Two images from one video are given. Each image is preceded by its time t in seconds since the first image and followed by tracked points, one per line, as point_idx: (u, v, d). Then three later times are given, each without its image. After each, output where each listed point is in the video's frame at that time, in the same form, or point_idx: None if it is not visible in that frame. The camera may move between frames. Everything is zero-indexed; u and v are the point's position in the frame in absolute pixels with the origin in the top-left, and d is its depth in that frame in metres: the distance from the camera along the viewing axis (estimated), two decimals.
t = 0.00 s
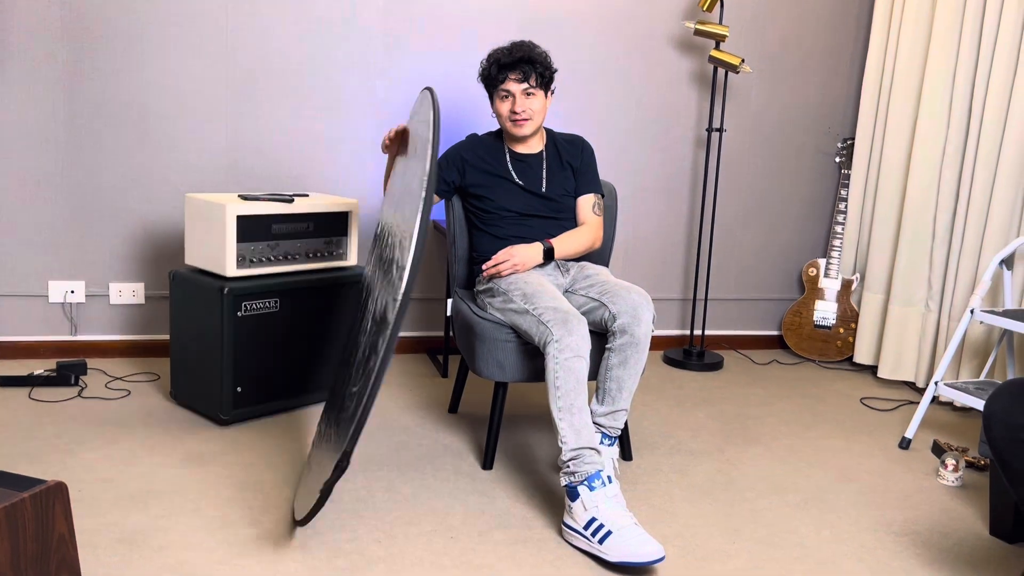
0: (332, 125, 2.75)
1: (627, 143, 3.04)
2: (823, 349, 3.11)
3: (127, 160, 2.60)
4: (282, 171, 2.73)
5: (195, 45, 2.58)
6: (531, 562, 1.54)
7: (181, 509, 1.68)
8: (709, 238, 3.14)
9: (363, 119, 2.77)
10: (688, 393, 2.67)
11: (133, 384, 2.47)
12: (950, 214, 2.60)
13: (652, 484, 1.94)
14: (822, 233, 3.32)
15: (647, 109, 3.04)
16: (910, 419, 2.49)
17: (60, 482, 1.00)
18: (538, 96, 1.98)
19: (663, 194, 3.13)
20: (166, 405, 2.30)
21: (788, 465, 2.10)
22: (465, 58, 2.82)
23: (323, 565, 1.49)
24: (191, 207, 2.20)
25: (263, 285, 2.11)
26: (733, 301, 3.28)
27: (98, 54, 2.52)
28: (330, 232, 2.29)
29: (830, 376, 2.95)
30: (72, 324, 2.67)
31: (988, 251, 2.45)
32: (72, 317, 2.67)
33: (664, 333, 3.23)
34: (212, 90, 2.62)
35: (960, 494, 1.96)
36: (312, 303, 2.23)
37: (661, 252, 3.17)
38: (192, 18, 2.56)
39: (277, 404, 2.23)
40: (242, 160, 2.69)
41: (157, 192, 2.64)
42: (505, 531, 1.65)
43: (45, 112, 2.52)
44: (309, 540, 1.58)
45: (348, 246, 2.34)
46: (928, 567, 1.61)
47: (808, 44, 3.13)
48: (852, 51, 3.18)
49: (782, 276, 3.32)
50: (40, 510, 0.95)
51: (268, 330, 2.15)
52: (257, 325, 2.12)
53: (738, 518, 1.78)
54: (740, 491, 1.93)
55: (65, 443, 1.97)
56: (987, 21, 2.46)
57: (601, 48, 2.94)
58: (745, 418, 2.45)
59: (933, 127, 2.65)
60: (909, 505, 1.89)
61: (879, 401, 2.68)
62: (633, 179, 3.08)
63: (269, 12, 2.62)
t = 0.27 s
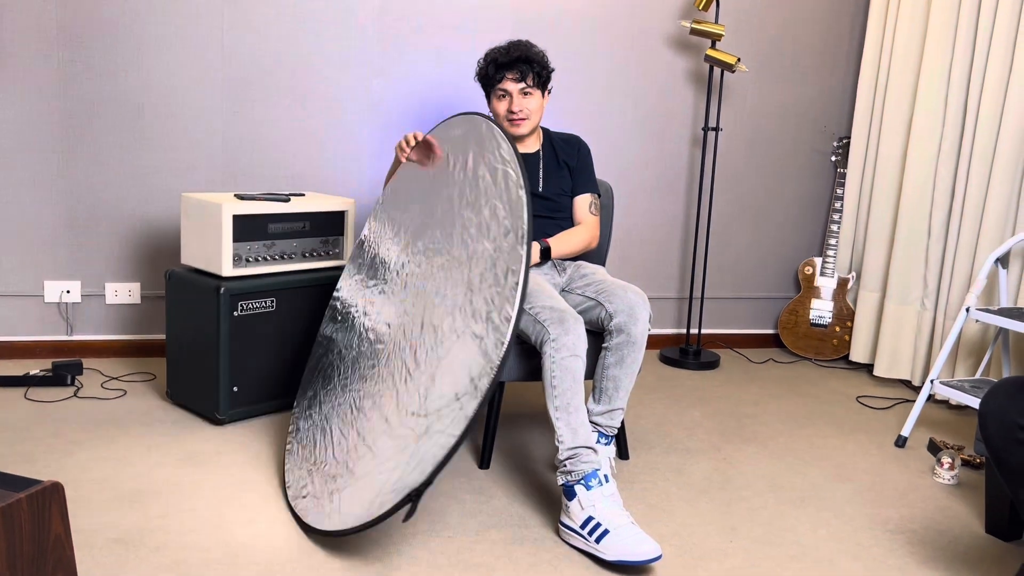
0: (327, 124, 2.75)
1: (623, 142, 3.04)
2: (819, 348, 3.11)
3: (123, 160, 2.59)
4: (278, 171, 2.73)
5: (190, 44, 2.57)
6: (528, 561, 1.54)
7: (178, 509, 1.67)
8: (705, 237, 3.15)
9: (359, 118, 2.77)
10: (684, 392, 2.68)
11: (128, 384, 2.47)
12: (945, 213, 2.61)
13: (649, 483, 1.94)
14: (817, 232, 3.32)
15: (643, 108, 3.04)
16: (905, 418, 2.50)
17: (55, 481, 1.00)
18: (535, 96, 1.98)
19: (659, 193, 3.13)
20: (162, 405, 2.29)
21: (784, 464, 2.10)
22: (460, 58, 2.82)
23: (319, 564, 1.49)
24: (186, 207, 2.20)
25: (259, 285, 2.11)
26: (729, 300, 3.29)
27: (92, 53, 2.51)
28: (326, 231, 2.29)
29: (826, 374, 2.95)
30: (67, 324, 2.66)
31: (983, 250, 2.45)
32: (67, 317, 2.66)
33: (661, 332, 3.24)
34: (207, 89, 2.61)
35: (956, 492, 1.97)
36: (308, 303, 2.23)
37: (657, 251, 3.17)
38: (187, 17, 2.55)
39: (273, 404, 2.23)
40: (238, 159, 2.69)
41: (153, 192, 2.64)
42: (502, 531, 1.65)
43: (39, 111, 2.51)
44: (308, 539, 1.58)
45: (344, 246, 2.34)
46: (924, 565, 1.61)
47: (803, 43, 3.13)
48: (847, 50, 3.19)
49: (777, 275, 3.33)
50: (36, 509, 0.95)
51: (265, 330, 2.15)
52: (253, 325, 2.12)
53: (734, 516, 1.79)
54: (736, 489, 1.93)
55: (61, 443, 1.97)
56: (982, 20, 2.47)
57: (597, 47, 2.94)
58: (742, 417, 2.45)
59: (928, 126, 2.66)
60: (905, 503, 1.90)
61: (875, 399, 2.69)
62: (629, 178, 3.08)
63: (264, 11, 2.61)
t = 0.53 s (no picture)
0: (324, 125, 2.74)
1: (619, 143, 3.05)
2: (816, 347, 3.12)
3: (119, 162, 2.59)
4: (275, 171, 2.73)
5: (186, 44, 2.57)
6: (525, 562, 1.54)
7: (174, 510, 1.67)
8: (702, 237, 3.15)
9: (356, 119, 2.77)
10: (681, 392, 2.68)
11: (125, 385, 2.46)
12: (941, 212, 2.61)
13: (646, 483, 1.94)
14: (814, 232, 3.33)
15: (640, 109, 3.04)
16: (902, 417, 2.50)
17: (51, 483, 1.00)
18: (531, 98, 1.98)
19: (656, 193, 3.13)
20: (158, 406, 2.29)
21: (781, 463, 2.11)
22: (456, 58, 2.82)
23: (316, 566, 1.49)
24: (183, 208, 2.20)
25: (256, 286, 2.11)
26: (725, 300, 3.29)
27: (89, 54, 2.51)
28: (322, 232, 2.29)
29: (822, 374, 2.96)
30: (63, 325, 2.66)
31: (979, 250, 2.46)
32: (63, 319, 2.65)
33: (658, 332, 3.24)
34: (204, 90, 2.61)
35: (953, 491, 1.98)
36: (305, 304, 2.23)
37: (654, 251, 3.17)
38: (184, 18, 2.55)
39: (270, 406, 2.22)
40: (234, 160, 2.68)
41: (149, 193, 2.63)
42: (500, 532, 1.65)
43: (35, 112, 2.51)
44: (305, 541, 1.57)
45: (341, 246, 2.34)
46: (921, 564, 1.62)
47: (799, 43, 3.14)
48: (843, 50, 3.19)
49: (774, 275, 3.33)
50: (31, 511, 0.95)
51: (261, 331, 2.15)
52: (249, 326, 2.12)
53: (731, 515, 1.79)
54: (733, 489, 1.93)
55: (57, 445, 1.96)
56: (978, 20, 2.47)
57: (593, 48, 2.94)
58: (739, 417, 2.46)
59: (924, 126, 2.66)
60: (902, 503, 1.90)
61: (872, 399, 2.69)
62: (626, 178, 3.09)
63: (260, 12, 2.61)
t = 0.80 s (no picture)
0: (321, 126, 2.74)
1: (617, 143, 3.05)
2: (812, 347, 3.12)
3: (116, 163, 2.59)
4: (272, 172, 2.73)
5: (183, 45, 2.57)
6: (522, 563, 1.54)
7: (171, 511, 1.67)
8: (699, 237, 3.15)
9: (352, 119, 2.77)
10: (678, 392, 2.68)
11: (121, 386, 2.46)
12: (937, 212, 2.62)
13: (643, 483, 1.94)
14: (810, 232, 3.33)
15: (636, 109, 3.04)
16: (899, 417, 2.51)
17: (47, 484, 0.99)
18: (526, 100, 1.98)
19: (653, 193, 3.13)
20: (155, 407, 2.29)
21: (778, 463, 2.11)
22: (453, 58, 2.82)
23: (313, 567, 1.49)
24: (179, 208, 2.19)
25: (252, 287, 2.11)
26: (722, 300, 3.30)
27: (85, 55, 2.50)
28: (319, 232, 2.29)
29: (819, 373, 2.96)
30: (60, 326, 2.66)
31: (975, 250, 2.46)
32: (60, 320, 2.65)
33: (655, 332, 3.25)
34: (201, 90, 2.61)
35: (949, 490, 1.98)
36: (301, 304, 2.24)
37: (650, 251, 3.18)
38: (180, 18, 2.55)
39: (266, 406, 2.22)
40: (231, 161, 2.68)
41: (146, 193, 2.63)
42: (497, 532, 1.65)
43: (32, 113, 2.50)
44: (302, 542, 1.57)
45: (337, 246, 2.34)
46: (917, 563, 1.62)
47: (796, 44, 3.14)
48: (840, 51, 3.20)
49: (771, 275, 3.33)
50: (27, 512, 0.95)
51: (258, 332, 2.15)
52: (246, 327, 2.12)
53: (728, 515, 1.79)
54: (730, 488, 1.93)
55: (53, 446, 1.96)
56: (974, 21, 2.48)
57: (591, 49, 2.95)
58: (735, 416, 2.46)
59: (920, 126, 2.67)
60: (898, 502, 1.90)
61: (869, 398, 2.70)
62: (623, 178, 3.09)
63: (257, 12, 2.61)
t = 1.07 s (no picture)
0: (318, 127, 2.74)
1: (614, 144, 3.05)
2: (810, 347, 3.13)
3: (113, 165, 2.58)
4: (269, 173, 2.72)
5: (180, 46, 2.57)
6: (521, 564, 1.54)
7: (169, 514, 1.66)
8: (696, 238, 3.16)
9: (350, 120, 2.77)
10: (676, 393, 2.68)
11: (119, 388, 2.45)
12: (934, 213, 2.62)
13: (642, 483, 1.94)
14: (807, 232, 3.34)
15: (634, 110, 3.05)
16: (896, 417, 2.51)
17: (44, 487, 0.99)
18: (522, 103, 1.99)
19: (650, 194, 3.14)
20: (153, 409, 2.28)
21: (775, 463, 2.11)
22: (450, 59, 2.82)
23: (312, 569, 1.49)
24: (176, 210, 2.19)
25: (250, 288, 2.11)
26: (720, 301, 3.30)
27: (82, 56, 2.50)
28: (316, 233, 2.30)
29: (816, 374, 2.97)
30: (57, 328, 2.65)
31: (972, 250, 2.47)
32: (57, 322, 2.65)
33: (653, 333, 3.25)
34: (198, 92, 2.61)
35: (947, 490, 1.98)
36: (299, 306, 2.24)
37: (648, 252, 3.18)
38: (178, 20, 2.55)
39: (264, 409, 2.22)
40: (229, 162, 2.68)
41: (143, 195, 2.63)
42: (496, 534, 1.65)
43: (28, 114, 2.50)
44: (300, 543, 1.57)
45: (334, 248, 2.35)
46: (914, 563, 1.62)
47: (792, 44, 3.15)
48: (836, 51, 3.20)
49: (768, 275, 3.34)
50: (25, 515, 0.95)
51: (256, 334, 2.14)
52: (244, 329, 2.11)
53: (726, 515, 1.79)
54: (728, 489, 1.94)
55: (50, 448, 1.96)
56: (970, 22, 2.49)
57: (587, 50, 2.95)
58: (733, 417, 2.46)
59: (917, 127, 2.67)
60: (896, 502, 1.90)
61: (866, 399, 2.70)
62: (621, 179, 3.09)
63: (254, 13, 2.61)
